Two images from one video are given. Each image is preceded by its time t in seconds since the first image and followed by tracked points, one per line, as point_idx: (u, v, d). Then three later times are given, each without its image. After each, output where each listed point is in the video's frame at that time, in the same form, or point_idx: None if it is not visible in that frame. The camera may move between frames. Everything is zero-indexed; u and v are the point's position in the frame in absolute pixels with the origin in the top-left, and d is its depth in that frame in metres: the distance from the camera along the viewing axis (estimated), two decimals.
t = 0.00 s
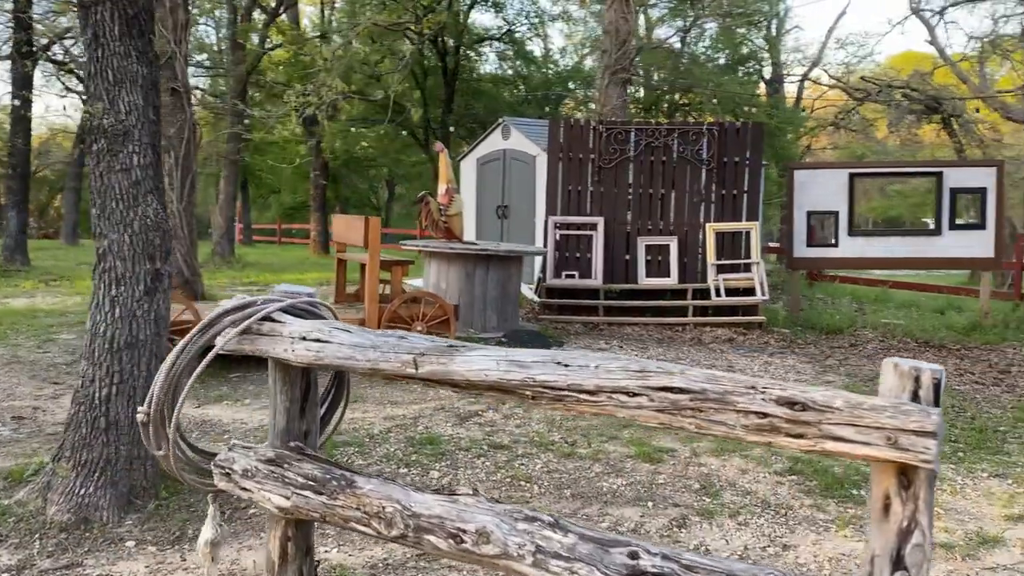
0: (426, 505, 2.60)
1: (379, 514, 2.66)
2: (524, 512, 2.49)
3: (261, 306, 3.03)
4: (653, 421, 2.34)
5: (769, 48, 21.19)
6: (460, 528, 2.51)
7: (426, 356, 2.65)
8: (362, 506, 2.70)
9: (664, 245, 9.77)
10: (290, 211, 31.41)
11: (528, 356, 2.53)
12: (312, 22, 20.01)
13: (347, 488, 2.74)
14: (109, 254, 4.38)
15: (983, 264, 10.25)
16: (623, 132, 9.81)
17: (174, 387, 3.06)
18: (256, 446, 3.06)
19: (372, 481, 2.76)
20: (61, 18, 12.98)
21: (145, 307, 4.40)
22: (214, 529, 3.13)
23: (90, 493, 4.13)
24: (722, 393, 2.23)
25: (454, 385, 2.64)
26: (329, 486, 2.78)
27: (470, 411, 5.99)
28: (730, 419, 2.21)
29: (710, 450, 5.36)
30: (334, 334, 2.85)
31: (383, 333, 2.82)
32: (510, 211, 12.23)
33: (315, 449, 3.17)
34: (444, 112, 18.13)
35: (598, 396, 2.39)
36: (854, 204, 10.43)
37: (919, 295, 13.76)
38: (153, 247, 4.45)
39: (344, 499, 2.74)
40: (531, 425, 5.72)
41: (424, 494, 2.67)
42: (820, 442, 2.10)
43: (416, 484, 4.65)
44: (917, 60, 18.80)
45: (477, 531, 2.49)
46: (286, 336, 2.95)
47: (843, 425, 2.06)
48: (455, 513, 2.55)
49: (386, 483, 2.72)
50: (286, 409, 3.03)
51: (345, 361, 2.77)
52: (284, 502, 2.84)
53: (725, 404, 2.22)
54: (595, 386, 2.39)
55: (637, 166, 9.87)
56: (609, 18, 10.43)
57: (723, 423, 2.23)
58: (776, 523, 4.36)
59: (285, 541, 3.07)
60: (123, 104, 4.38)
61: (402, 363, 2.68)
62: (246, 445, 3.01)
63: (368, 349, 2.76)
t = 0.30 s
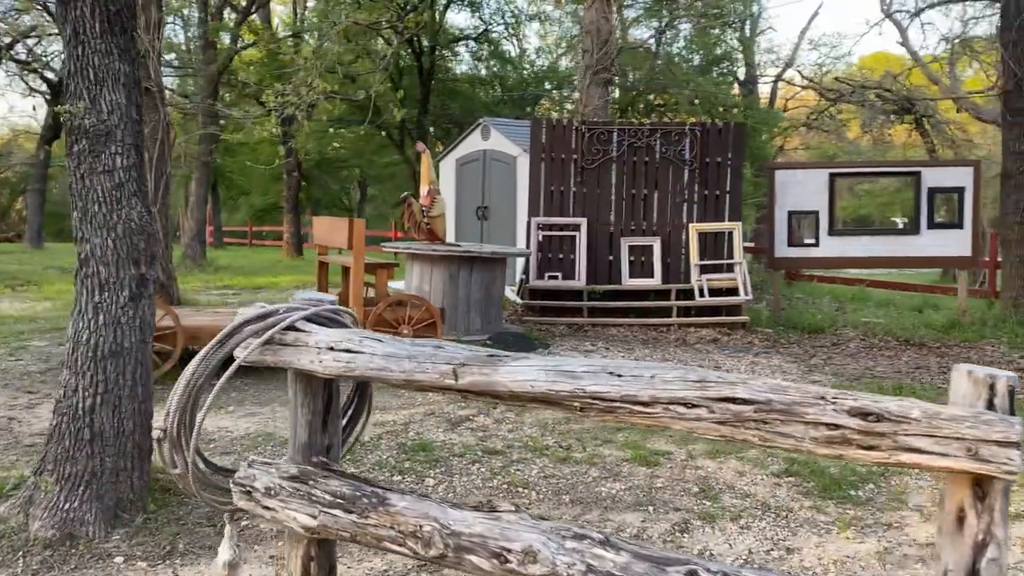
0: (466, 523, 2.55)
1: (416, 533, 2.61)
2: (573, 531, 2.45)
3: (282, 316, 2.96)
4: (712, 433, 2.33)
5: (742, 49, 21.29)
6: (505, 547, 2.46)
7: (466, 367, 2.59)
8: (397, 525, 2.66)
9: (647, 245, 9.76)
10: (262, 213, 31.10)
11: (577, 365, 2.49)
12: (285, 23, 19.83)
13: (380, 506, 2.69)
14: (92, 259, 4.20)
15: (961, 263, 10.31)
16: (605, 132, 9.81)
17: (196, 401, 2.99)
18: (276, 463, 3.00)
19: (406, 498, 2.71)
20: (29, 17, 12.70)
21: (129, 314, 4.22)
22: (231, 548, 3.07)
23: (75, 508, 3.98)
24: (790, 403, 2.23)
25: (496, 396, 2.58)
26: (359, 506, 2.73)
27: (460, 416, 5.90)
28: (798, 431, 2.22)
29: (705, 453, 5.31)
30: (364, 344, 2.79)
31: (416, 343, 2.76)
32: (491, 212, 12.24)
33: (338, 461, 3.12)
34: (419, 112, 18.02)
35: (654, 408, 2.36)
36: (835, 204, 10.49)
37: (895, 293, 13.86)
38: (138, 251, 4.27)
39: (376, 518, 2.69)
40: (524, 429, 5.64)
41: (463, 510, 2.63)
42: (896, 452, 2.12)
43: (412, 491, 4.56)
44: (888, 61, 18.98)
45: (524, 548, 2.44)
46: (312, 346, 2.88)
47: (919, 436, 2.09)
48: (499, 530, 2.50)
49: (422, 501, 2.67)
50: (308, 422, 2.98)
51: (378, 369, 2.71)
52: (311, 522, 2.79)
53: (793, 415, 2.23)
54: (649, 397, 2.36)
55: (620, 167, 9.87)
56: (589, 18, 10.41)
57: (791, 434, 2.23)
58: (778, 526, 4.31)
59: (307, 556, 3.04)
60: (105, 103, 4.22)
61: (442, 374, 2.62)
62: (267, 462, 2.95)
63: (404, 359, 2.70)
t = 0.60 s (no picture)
0: (511, 544, 2.44)
1: (456, 554, 2.50)
2: (629, 551, 2.34)
3: (308, 322, 2.84)
4: (784, 446, 2.15)
5: (719, 49, 21.36)
6: (555, 567, 2.36)
7: (511, 376, 2.47)
8: (435, 545, 2.54)
9: (632, 246, 9.71)
10: (235, 216, 30.78)
11: (633, 373, 2.35)
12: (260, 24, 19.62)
13: (417, 524, 2.59)
14: (75, 264, 4.02)
15: (943, 262, 10.36)
16: (590, 132, 9.75)
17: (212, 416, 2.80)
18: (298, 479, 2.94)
19: (444, 516, 2.61)
20: None
21: (116, 320, 4.07)
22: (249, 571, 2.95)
23: (61, 523, 3.84)
24: (871, 412, 2.04)
25: (541, 407, 2.45)
26: (395, 523, 2.62)
27: (453, 422, 5.79)
28: (880, 443, 2.02)
29: (704, 456, 5.24)
30: (399, 352, 2.67)
31: (453, 352, 2.66)
32: (472, 213, 12.17)
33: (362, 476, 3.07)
34: (397, 114, 17.95)
35: (721, 419, 2.20)
36: (818, 203, 10.49)
37: (875, 292, 13.94)
38: (124, 255, 4.11)
39: (413, 536, 2.58)
40: (518, 434, 5.55)
41: (505, 530, 2.52)
42: (989, 464, 1.89)
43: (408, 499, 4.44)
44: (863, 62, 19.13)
45: (576, 569, 2.33)
46: (341, 355, 2.78)
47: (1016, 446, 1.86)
48: (547, 551, 2.40)
49: (461, 520, 2.57)
50: (332, 436, 2.94)
51: (416, 376, 2.60)
52: (340, 542, 2.69)
53: (874, 425, 2.03)
54: (715, 408, 2.20)
55: (604, 167, 9.82)
56: (571, 17, 10.35)
57: (874, 447, 2.03)
58: (784, 531, 4.24)
59: None
60: (88, 102, 4.04)
61: (484, 384, 2.50)
62: (289, 479, 2.89)
63: (442, 368, 2.59)
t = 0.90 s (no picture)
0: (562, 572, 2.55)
1: None
2: None
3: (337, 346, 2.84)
4: (858, 472, 2.20)
5: (696, 48, 21.34)
6: None
7: (563, 401, 2.51)
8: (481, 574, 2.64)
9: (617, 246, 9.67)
10: (208, 217, 30.41)
11: (698, 400, 2.38)
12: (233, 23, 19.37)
13: (458, 553, 2.69)
14: (61, 272, 3.90)
15: (925, 261, 10.42)
16: (575, 132, 9.68)
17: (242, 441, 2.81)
18: (326, 505, 3.02)
19: (485, 545, 2.72)
20: None
21: (103, 329, 3.94)
22: None
23: (49, 540, 3.71)
24: (950, 440, 2.07)
25: (595, 431, 2.50)
26: (432, 550, 2.72)
27: (446, 428, 5.70)
28: (962, 470, 2.06)
29: (700, 460, 5.19)
30: (441, 374, 2.70)
31: (498, 373, 2.68)
32: (454, 214, 12.08)
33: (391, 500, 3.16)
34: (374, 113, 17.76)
35: (794, 446, 2.24)
36: (802, 202, 10.49)
37: (856, 290, 13.98)
38: (111, 262, 3.98)
39: (454, 566, 2.68)
40: (512, 440, 5.47)
41: (556, 561, 2.63)
42: None
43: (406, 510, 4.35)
44: (838, 61, 19.20)
45: None
46: (377, 376, 2.80)
47: None
48: None
49: (508, 549, 2.68)
50: (363, 461, 3.02)
51: (460, 395, 2.64)
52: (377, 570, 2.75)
53: (953, 452, 2.07)
54: (788, 434, 2.24)
55: (589, 167, 9.76)
56: (555, 17, 10.29)
57: (949, 473, 2.08)
58: (787, 536, 4.20)
59: None
60: (72, 104, 3.91)
61: (534, 410, 2.53)
62: (318, 507, 2.97)
63: (488, 392, 2.61)
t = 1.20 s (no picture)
0: None
1: None
2: None
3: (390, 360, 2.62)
4: (960, 497, 1.96)
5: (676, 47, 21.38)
6: None
7: (637, 422, 2.30)
8: None
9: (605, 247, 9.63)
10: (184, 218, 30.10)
11: (779, 419, 2.16)
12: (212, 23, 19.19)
13: None
14: (55, 279, 3.79)
15: (911, 261, 10.47)
16: (562, 133, 9.62)
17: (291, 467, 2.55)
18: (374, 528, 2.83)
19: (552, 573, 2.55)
20: None
21: (99, 337, 3.82)
22: None
23: (47, 555, 3.59)
24: None
25: (670, 452, 2.29)
26: None
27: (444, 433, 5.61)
28: None
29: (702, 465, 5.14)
30: (503, 392, 2.49)
31: (566, 391, 2.47)
32: (438, 215, 11.98)
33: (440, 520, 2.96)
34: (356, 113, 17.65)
35: (887, 469, 2.01)
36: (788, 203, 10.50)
37: (838, 290, 14.06)
38: (107, 268, 3.87)
39: None
40: (512, 446, 5.39)
41: None
42: None
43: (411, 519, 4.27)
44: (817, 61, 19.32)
45: None
46: (433, 395, 2.58)
47: None
48: None
49: None
50: (411, 482, 2.83)
51: (528, 411, 2.44)
52: None
53: None
54: (882, 457, 2.01)
55: (577, 168, 9.71)
56: (541, 17, 10.24)
57: None
58: (797, 543, 4.15)
59: None
60: (66, 106, 3.79)
61: (605, 430, 2.33)
62: (367, 531, 2.78)
63: (557, 411, 2.41)
